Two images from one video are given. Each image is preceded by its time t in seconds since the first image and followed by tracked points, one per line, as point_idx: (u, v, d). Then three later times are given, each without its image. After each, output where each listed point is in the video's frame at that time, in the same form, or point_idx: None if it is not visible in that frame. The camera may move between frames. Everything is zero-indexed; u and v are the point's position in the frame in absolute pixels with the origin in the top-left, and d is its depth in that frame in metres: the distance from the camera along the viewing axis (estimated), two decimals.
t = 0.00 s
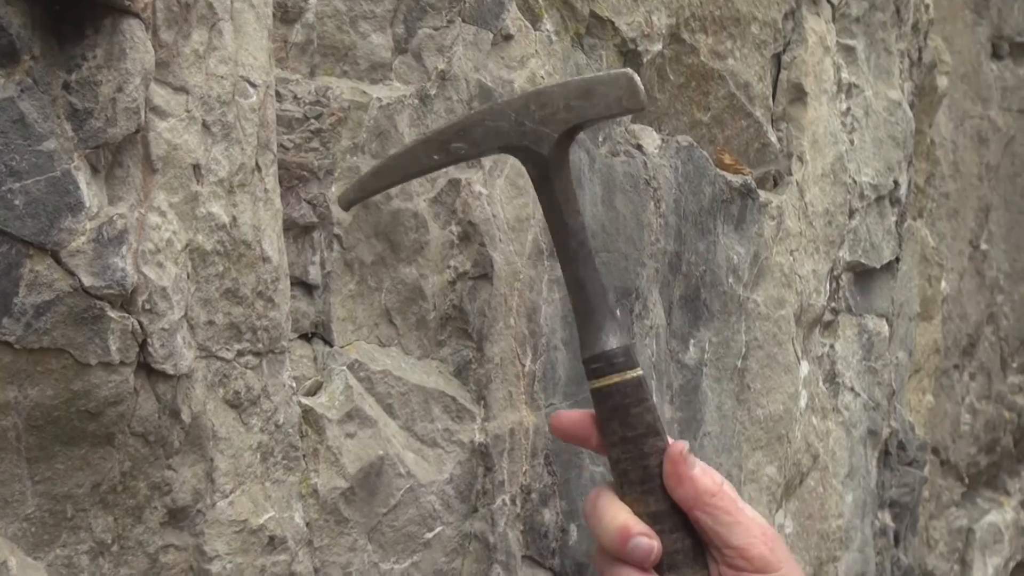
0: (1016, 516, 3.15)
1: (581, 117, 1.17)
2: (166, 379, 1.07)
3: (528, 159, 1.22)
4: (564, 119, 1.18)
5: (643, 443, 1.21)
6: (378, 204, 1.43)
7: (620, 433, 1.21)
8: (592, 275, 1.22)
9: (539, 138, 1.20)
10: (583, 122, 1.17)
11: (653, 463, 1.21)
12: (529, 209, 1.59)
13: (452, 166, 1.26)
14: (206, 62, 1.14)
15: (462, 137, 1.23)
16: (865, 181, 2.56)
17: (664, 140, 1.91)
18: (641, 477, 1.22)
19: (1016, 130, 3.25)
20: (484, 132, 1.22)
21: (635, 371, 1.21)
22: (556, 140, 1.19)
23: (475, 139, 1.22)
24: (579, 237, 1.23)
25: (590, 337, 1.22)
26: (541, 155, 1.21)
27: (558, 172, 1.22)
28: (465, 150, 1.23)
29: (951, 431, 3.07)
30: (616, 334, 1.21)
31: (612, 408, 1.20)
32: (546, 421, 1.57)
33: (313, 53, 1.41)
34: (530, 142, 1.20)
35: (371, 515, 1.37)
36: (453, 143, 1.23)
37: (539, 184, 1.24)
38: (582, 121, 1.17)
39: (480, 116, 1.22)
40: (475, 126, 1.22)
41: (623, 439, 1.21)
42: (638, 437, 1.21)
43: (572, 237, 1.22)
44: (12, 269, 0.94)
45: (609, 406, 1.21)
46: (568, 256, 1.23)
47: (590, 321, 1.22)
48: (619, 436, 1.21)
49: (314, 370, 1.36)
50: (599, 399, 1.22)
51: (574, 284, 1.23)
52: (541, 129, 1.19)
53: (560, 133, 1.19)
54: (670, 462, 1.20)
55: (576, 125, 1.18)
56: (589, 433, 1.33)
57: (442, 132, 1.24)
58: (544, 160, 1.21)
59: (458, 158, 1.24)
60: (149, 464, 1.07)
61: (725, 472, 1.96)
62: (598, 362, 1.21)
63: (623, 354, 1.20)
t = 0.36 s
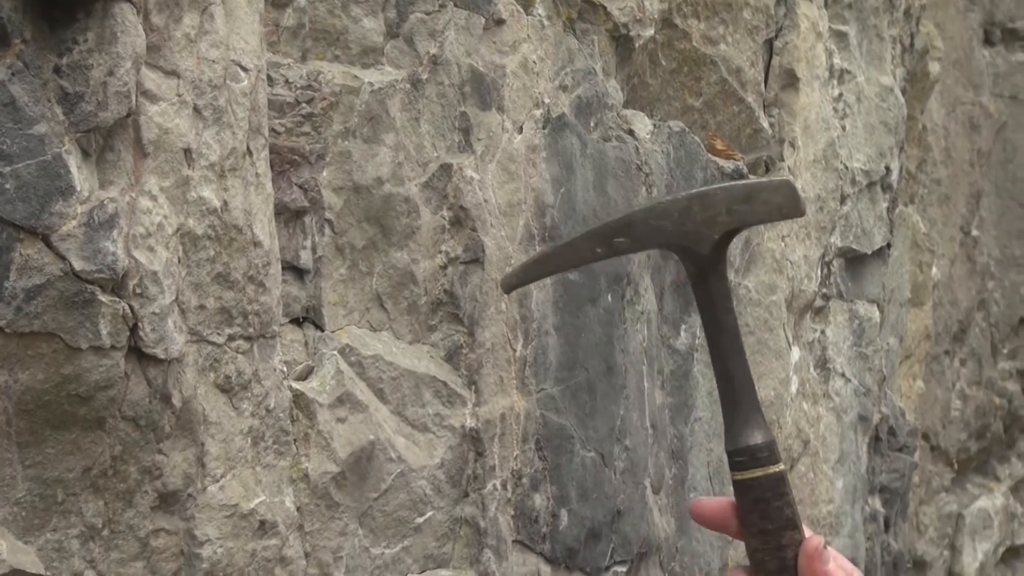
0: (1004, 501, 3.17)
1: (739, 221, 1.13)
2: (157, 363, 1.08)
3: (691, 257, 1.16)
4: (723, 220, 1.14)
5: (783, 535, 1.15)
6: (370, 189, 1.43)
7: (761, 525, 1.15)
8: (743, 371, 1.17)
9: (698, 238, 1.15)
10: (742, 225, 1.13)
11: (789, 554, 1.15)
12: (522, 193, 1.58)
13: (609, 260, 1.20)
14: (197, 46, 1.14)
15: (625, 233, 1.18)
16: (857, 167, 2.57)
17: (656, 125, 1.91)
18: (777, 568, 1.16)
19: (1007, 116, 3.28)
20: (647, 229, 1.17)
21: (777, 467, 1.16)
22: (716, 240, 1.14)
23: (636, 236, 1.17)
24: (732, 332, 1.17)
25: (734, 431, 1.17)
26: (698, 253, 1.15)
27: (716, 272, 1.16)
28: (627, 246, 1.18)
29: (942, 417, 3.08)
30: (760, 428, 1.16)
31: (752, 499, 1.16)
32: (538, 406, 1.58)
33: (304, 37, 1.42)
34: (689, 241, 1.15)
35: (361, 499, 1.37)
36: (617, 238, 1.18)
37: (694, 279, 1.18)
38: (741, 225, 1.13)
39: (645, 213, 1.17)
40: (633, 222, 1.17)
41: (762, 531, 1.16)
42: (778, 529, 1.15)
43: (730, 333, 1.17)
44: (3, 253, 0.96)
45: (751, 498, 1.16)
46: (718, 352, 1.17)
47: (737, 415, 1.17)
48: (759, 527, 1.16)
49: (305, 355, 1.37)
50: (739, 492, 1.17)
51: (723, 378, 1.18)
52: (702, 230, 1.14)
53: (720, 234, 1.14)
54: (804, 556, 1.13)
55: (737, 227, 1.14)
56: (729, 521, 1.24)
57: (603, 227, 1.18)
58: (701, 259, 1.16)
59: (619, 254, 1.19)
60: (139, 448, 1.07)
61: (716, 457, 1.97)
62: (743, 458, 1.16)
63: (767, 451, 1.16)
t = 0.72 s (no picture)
0: (998, 494, 3.18)
1: (770, 267, 1.36)
2: (150, 355, 1.08)
3: (728, 300, 1.38)
4: (755, 267, 1.36)
5: (823, 559, 1.31)
6: (362, 180, 1.43)
7: (802, 551, 1.32)
8: (779, 409, 1.37)
9: (735, 283, 1.37)
10: (771, 270, 1.36)
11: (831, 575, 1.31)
12: (516, 185, 1.58)
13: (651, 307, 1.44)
14: (190, 37, 1.14)
15: (662, 284, 1.41)
16: (851, 160, 2.57)
17: (650, 117, 1.91)
18: None
19: (1000, 108, 3.26)
20: (686, 277, 1.40)
21: (815, 495, 1.34)
22: (750, 284, 1.37)
23: (675, 284, 1.40)
24: (768, 372, 1.37)
25: (777, 464, 1.35)
26: (737, 297, 1.37)
27: (749, 315, 1.38)
28: (666, 294, 1.41)
29: (936, 410, 3.09)
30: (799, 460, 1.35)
31: (794, 525, 1.33)
32: (532, 398, 1.58)
33: (298, 29, 1.42)
34: (726, 288, 1.38)
35: (354, 491, 1.38)
36: (657, 287, 1.41)
37: (732, 322, 1.39)
38: (772, 270, 1.36)
39: (681, 265, 1.40)
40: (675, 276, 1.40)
41: (803, 556, 1.32)
42: (818, 554, 1.31)
43: (765, 372, 1.37)
44: None
45: (792, 524, 1.33)
46: (756, 392, 1.37)
47: (776, 449, 1.36)
48: (801, 552, 1.32)
49: (298, 346, 1.37)
50: (780, 519, 1.34)
51: (761, 415, 1.37)
52: (738, 277, 1.37)
53: (753, 279, 1.37)
54: None
55: (768, 272, 1.36)
56: (771, 549, 1.36)
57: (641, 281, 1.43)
58: (739, 302, 1.38)
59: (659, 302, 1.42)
60: (132, 440, 1.08)
61: (710, 450, 1.98)
62: (785, 487, 1.34)
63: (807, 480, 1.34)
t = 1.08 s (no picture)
0: (983, 489, 3.19)
1: (760, 302, 1.57)
2: (136, 349, 1.08)
3: (724, 335, 1.58)
4: (746, 303, 1.57)
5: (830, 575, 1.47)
6: (349, 175, 1.44)
7: (810, 570, 1.48)
8: (777, 438, 1.58)
9: (730, 318, 1.57)
10: (761, 305, 1.57)
11: None
12: (501, 180, 1.59)
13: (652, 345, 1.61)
14: (175, 31, 1.14)
15: (663, 322, 1.59)
16: (836, 155, 2.59)
17: (636, 112, 1.91)
18: None
19: (984, 104, 3.29)
20: (685, 315, 1.58)
21: (820, 516, 1.52)
22: (744, 318, 1.57)
23: (676, 321, 1.58)
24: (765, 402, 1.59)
25: (779, 489, 1.55)
26: (732, 331, 1.57)
27: (744, 348, 1.59)
28: (668, 331, 1.59)
29: (919, 405, 3.13)
30: (799, 484, 1.54)
31: (800, 545, 1.50)
32: (517, 392, 1.59)
33: (283, 22, 1.42)
34: (722, 323, 1.57)
35: (339, 486, 1.38)
36: (658, 326, 1.59)
37: (727, 355, 1.61)
38: (761, 305, 1.57)
39: (679, 304, 1.58)
40: (675, 314, 1.58)
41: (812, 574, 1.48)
42: (825, 571, 1.47)
43: (761, 402, 1.59)
44: None
45: (800, 544, 1.50)
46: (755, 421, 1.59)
47: (777, 475, 1.56)
48: (809, 570, 1.48)
49: (283, 341, 1.38)
50: (787, 541, 1.51)
51: (763, 445, 1.58)
52: (732, 312, 1.57)
53: (746, 314, 1.57)
54: None
55: (759, 308, 1.57)
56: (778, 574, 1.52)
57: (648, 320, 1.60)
58: (734, 336, 1.58)
59: (658, 339, 1.60)
60: (117, 434, 1.08)
61: (695, 444, 1.99)
62: (789, 509, 1.52)
63: (809, 501, 1.53)
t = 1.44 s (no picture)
0: (975, 487, 3.21)
1: (762, 325, 1.61)
2: (129, 347, 1.09)
3: (726, 359, 1.63)
4: (748, 327, 1.62)
5: None
6: (342, 172, 1.44)
7: None
8: (785, 458, 1.65)
9: (732, 342, 1.61)
10: (762, 329, 1.62)
11: None
12: (495, 177, 1.59)
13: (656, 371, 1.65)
14: (169, 28, 1.14)
15: (666, 348, 1.63)
16: (829, 152, 2.59)
17: (630, 110, 1.92)
18: None
19: (979, 102, 3.31)
20: (687, 342, 1.62)
21: (831, 533, 1.60)
22: (746, 342, 1.62)
23: (677, 347, 1.62)
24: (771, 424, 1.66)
25: (790, 508, 1.63)
26: (734, 355, 1.62)
27: (747, 371, 1.64)
28: (671, 357, 1.62)
29: (913, 403, 3.13)
30: (810, 502, 1.63)
31: (812, 563, 1.59)
32: (511, 391, 1.60)
33: (277, 19, 1.42)
34: (725, 348, 1.62)
35: (333, 484, 1.38)
36: (661, 353, 1.63)
37: (730, 378, 1.66)
38: (763, 329, 1.61)
39: (681, 330, 1.62)
40: (678, 340, 1.61)
41: None
42: None
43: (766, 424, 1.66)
44: None
45: (813, 562, 1.59)
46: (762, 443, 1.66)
47: (787, 494, 1.63)
48: None
49: (276, 339, 1.38)
50: (800, 558, 1.60)
51: (771, 466, 1.65)
52: (735, 335, 1.61)
53: (748, 337, 1.62)
54: None
55: (761, 331, 1.62)
56: None
57: (651, 347, 1.63)
58: (737, 360, 1.63)
59: (664, 365, 1.63)
60: (110, 432, 1.08)
61: (689, 442, 2.00)
62: (802, 528, 1.61)
63: (821, 519, 1.61)
